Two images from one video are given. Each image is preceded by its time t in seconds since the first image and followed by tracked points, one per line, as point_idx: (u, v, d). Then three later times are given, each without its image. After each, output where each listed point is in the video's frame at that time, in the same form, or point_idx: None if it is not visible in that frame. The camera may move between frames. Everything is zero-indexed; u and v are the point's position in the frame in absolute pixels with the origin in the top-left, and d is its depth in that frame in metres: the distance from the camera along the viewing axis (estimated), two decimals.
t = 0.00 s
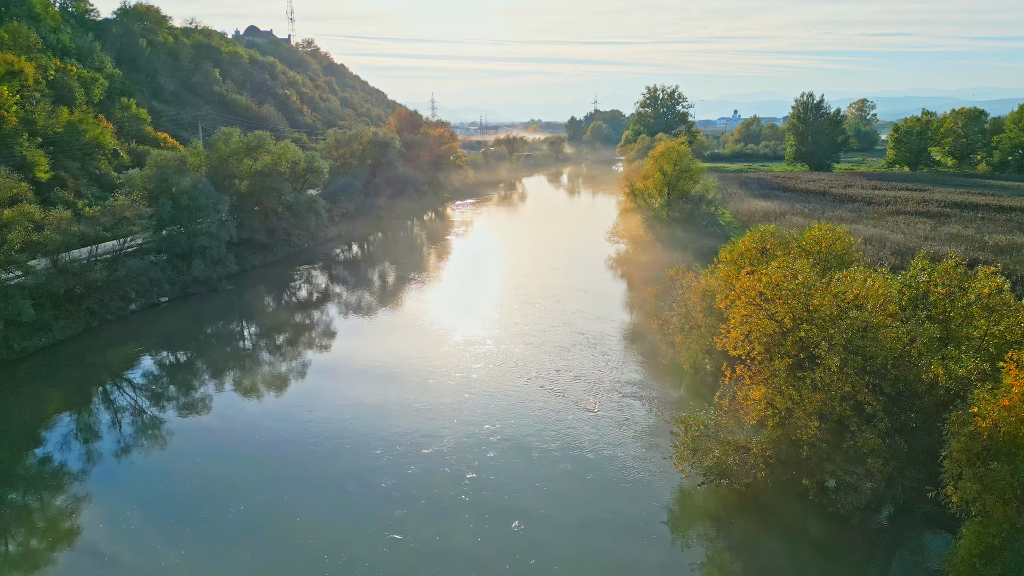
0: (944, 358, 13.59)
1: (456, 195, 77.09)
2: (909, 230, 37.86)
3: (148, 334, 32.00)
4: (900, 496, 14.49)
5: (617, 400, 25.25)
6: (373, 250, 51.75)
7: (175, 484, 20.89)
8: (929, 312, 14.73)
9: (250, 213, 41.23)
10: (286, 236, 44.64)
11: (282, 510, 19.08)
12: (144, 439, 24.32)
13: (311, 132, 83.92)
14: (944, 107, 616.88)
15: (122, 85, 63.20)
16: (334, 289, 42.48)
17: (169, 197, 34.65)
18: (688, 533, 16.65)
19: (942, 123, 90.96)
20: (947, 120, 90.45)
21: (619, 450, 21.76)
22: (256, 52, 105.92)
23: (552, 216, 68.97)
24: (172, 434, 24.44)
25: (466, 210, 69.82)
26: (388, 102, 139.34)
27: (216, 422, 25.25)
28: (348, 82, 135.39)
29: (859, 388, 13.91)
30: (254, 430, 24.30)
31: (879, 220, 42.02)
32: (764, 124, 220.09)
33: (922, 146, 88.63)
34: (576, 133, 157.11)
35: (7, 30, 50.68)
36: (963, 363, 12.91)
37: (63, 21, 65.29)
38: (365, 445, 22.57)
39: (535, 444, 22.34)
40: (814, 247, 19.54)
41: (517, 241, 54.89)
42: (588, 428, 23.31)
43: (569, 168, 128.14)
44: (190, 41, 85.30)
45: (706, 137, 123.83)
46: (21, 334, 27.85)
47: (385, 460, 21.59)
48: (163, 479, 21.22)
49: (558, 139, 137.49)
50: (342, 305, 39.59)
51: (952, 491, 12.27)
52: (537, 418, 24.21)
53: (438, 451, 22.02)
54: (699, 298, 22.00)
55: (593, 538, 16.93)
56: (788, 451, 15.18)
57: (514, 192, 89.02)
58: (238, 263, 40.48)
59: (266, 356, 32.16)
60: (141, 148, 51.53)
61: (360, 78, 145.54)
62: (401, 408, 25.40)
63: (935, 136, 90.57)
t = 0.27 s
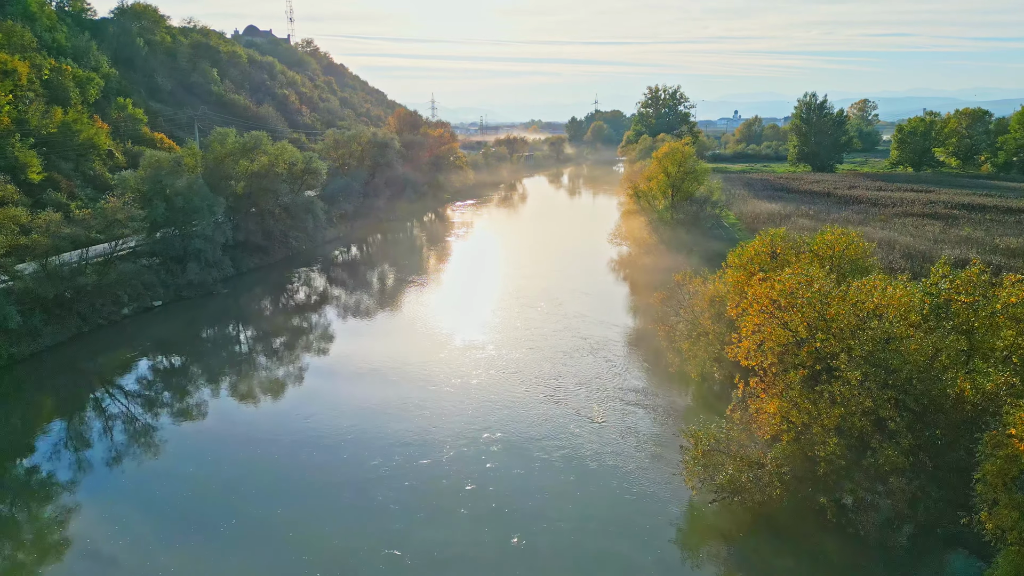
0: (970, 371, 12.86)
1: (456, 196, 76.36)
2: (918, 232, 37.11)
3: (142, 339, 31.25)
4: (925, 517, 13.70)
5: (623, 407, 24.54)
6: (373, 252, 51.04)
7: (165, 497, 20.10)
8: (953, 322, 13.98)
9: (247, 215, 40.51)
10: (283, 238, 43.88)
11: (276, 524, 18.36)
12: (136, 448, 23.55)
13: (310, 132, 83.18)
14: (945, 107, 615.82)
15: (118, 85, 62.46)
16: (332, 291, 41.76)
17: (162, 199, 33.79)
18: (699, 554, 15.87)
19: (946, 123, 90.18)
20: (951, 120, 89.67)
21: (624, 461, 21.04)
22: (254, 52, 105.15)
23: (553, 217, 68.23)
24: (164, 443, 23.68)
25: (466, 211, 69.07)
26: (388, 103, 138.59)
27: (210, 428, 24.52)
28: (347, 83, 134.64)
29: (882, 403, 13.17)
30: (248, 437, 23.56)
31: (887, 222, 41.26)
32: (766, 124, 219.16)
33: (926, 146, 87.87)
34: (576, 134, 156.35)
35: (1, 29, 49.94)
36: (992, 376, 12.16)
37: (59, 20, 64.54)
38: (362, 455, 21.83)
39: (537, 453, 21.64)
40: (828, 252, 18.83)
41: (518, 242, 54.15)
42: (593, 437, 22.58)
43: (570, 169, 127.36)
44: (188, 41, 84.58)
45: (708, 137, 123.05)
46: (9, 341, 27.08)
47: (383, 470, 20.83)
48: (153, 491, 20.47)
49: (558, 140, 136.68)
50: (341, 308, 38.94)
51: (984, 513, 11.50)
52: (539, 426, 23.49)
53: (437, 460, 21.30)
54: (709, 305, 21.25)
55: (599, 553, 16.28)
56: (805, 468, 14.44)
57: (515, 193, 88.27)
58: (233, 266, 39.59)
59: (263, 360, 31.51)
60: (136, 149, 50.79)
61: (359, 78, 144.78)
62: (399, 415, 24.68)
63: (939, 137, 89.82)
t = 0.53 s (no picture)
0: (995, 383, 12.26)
1: (455, 196, 75.80)
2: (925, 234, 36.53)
3: (135, 343, 30.62)
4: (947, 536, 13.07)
5: (626, 413, 23.97)
6: (371, 254, 50.44)
7: (156, 507, 19.49)
8: (975, 331, 13.39)
9: (243, 216, 39.89)
10: (280, 239, 43.26)
11: (269, 536, 17.78)
12: (127, 456, 22.94)
13: (308, 132, 82.57)
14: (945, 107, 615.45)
15: (114, 85, 61.84)
16: (330, 292, 41.20)
17: (156, 200, 33.11)
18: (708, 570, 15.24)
19: (949, 124, 89.58)
20: (954, 120, 89.09)
21: (627, 470, 20.44)
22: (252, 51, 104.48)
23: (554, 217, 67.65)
24: (156, 450, 23.07)
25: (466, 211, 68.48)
26: (387, 102, 137.89)
27: (203, 435, 23.92)
28: (346, 82, 133.98)
29: (902, 416, 12.59)
30: (242, 444, 22.96)
31: (892, 223, 40.68)
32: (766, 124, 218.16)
33: (929, 147, 87.30)
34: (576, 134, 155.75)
35: None
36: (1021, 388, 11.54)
37: (55, 19, 63.91)
38: (358, 464, 21.25)
39: (539, 461, 21.06)
40: (839, 256, 18.28)
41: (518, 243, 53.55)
42: (595, 444, 22.00)
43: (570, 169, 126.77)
44: (186, 40, 83.92)
45: (709, 137, 122.44)
46: None
47: (379, 479, 20.25)
48: (144, 500, 19.92)
49: (558, 140, 136.01)
50: (339, 310, 38.41)
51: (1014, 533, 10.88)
52: (540, 433, 22.90)
53: (436, 469, 20.74)
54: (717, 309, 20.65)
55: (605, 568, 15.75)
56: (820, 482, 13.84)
57: (514, 193, 87.69)
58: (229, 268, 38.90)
59: (259, 364, 30.97)
60: (132, 149, 50.18)
61: (359, 78, 144.06)
62: (397, 421, 24.08)
63: (941, 137, 89.28)
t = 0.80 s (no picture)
0: None
1: (455, 197, 75.15)
2: (933, 236, 35.84)
3: (128, 348, 29.98)
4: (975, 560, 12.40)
5: (631, 419, 23.30)
6: (370, 255, 49.76)
7: (146, 516, 18.91)
8: (1003, 342, 12.71)
9: (239, 218, 39.22)
10: (277, 242, 42.56)
11: (261, 550, 17.10)
12: (117, 465, 22.26)
13: (306, 133, 81.88)
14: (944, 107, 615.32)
15: (110, 84, 61.15)
16: (327, 295, 40.61)
17: (150, 202, 32.44)
18: None
19: (952, 124, 89.01)
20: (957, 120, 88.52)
21: (632, 481, 19.80)
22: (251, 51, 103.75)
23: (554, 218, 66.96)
24: (147, 458, 22.45)
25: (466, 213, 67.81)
26: (386, 103, 137.14)
27: (195, 443, 23.22)
28: (346, 82, 133.38)
29: (926, 434, 11.93)
30: (234, 452, 22.26)
31: (899, 225, 39.99)
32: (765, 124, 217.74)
33: (932, 147, 86.65)
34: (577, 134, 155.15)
35: None
36: None
37: (50, 18, 63.19)
38: (354, 473, 20.56)
39: (540, 472, 20.37)
40: (853, 261, 17.65)
41: (518, 245, 52.84)
42: (598, 453, 21.31)
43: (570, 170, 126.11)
44: (184, 39, 83.22)
45: (709, 137, 121.78)
46: None
47: (376, 490, 19.58)
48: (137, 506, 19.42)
49: (559, 140, 135.35)
50: (337, 312, 37.79)
51: None
52: (542, 441, 22.22)
53: (436, 478, 20.10)
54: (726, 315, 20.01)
55: None
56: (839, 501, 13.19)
57: (514, 194, 87.06)
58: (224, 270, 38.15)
59: (254, 369, 30.32)
60: (127, 150, 49.46)
61: (358, 78, 143.37)
62: (395, 428, 23.40)
63: (944, 137, 88.64)
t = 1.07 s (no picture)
0: None
1: (454, 198, 74.36)
2: (944, 240, 34.99)
3: (119, 355, 29.20)
4: None
5: (637, 429, 22.49)
6: (368, 257, 48.95)
7: (133, 533, 18.18)
8: None
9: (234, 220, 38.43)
10: (272, 244, 41.71)
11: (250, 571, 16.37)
12: (103, 477, 21.41)
13: (304, 133, 81.05)
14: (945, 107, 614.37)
15: (105, 84, 60.30)
16: (324, 297, 39.90)
17: (141, 204, 31.58)
18: None
19: (957, 124, 88.09)
20: (962, 120, 87.59)
21: (637, 497, 19.01)
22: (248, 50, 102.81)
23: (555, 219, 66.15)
24: (137, 469, 21.73)
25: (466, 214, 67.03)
26: (385, 102, 136.21)
27: (184, 454, 22.38)
28: (345, 82, 132.45)
29: (960, 460, 11.15)
30: (223, 465, 21.42)
31: (909, 228, 39.14)
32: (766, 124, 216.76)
33: (937, 147, 85.74)
34: (578, 134, 154.28)
35: None
36: None
37: (44, 17, 62.33)
38: (348, 488, 19.82)
39: (541, 487, 19.58)
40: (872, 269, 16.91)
41: (519, 246, 52.06)
42: (602, 466, 20.51)
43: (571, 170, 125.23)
44: (181, 39, 82.33)
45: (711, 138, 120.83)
46: None
47: (370, 506, 18.85)
48: (122, 524, 18.67)
49: (559, 141, 134.48)
50: (335, 314, 37.07)
51: None
52: (543, 453, 21.42)
53: (433, 495, 19.33)
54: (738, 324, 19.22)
55: None
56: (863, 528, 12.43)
57: (515, 195, 86.26)
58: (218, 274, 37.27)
59: (249, 376, 29.58)
60: (121, 150, 48.64)
61: (357, 77, 142.47)
62: (391, 439, 22.60)
63: (949, 137, 87.75)
